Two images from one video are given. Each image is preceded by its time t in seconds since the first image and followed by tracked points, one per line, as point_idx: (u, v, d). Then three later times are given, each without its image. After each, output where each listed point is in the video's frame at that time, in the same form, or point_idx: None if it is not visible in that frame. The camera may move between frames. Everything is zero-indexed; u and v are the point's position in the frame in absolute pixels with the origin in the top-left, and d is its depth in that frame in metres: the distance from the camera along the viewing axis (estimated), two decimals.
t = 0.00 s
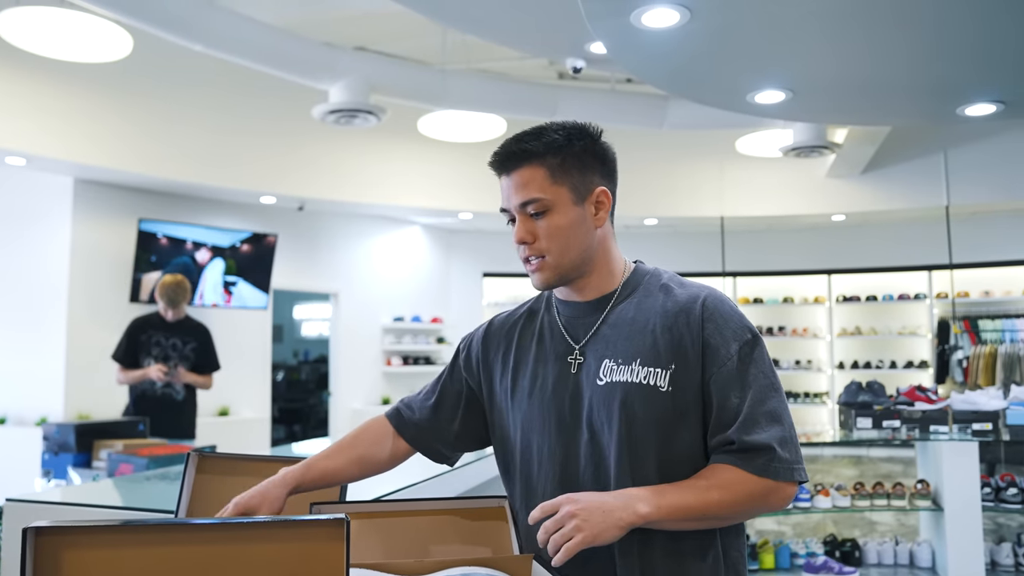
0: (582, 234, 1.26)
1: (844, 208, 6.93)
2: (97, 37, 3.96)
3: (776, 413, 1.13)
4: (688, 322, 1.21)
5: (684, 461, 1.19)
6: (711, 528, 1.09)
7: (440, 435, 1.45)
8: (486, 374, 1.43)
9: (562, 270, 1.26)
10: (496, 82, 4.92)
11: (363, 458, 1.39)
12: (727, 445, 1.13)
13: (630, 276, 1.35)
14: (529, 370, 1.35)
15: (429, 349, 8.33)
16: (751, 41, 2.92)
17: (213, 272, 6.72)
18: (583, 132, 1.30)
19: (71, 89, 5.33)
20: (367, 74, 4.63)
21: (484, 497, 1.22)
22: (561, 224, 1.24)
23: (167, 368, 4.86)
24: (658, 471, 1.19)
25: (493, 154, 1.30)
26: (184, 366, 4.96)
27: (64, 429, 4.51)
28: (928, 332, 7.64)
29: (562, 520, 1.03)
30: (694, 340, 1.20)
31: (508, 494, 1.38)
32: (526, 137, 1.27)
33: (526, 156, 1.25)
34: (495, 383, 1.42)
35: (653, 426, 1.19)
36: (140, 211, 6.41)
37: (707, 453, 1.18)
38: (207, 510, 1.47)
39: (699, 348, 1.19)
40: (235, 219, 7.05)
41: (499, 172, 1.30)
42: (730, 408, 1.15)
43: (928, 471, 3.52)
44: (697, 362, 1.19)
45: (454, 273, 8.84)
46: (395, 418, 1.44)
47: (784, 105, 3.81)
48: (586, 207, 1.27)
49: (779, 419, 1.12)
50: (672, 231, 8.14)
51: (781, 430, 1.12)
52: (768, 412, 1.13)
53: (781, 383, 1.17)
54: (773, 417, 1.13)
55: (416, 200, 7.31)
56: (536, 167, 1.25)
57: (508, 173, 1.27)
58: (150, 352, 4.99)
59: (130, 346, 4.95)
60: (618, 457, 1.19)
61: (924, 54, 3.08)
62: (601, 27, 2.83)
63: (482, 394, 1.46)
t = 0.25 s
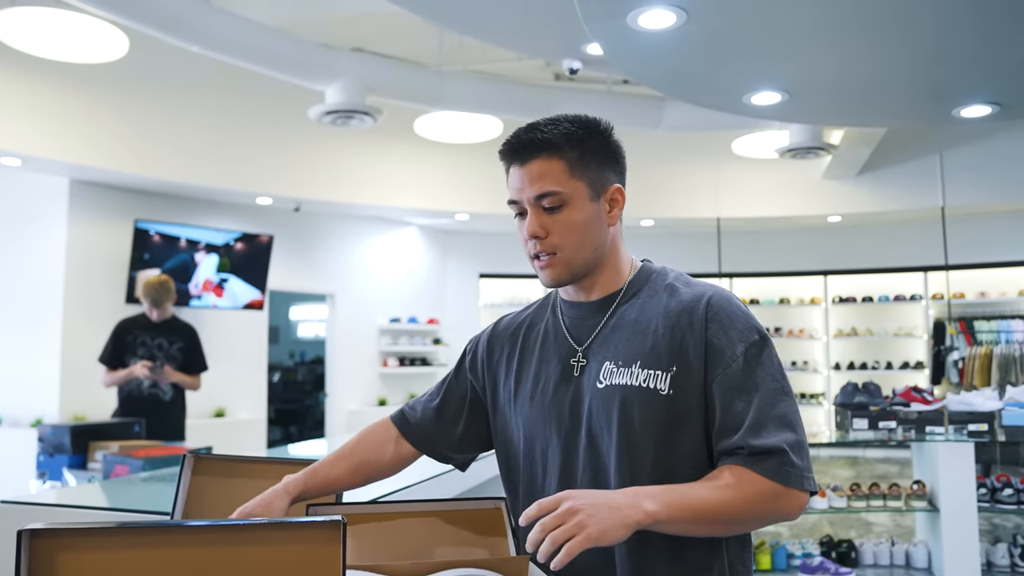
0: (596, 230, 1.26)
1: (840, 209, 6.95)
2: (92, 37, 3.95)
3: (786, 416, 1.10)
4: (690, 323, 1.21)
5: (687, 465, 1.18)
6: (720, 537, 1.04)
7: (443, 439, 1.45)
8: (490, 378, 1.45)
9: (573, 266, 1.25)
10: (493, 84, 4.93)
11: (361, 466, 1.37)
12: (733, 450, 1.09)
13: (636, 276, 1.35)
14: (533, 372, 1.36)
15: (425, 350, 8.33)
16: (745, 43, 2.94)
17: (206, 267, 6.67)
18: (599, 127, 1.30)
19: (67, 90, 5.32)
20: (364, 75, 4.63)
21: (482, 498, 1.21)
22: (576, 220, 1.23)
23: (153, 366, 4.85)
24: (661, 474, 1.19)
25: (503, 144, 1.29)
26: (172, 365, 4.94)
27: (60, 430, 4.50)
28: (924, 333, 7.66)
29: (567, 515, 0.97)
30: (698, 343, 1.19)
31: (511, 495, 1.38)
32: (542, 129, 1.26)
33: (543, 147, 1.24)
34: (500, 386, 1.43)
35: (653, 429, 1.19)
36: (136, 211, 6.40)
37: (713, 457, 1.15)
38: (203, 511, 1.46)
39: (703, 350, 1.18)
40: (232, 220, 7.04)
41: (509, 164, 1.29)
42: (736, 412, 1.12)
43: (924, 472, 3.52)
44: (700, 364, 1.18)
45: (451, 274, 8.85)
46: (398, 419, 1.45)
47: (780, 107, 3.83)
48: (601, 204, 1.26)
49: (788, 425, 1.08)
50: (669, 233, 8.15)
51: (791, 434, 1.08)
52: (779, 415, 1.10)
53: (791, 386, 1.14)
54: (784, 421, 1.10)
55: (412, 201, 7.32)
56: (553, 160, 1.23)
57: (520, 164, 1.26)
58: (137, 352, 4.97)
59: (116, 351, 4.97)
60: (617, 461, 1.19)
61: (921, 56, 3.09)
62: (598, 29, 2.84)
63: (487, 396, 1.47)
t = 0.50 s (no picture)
0: (623, 222, 1.21)
1: (835, 211, 6.96)
2: (87, 37, 3.93)
3: (770, 422, 1.01)
4: (693, 322, 1.15)
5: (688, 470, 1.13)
6: (663, 559, 0.92)
7: (467, 431, 1.47)
8: (513, 372, 1.46)
9: (597, 259, 1.22)
10: (489, 84, 4.93)
11: (381, 453, 1.39)
12: (705, 455, 1.01)
13: (663, 269, 1.31)
14: (549, 370, 1.36)
15: (420, 350, 8.32)
16: (742, 44, 2.94)
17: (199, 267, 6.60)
18: (633, 113, 1.23)
19: (61, 89, 5.30)
20: (360, 75, 4.62)
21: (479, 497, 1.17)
22: (603, 211, 1.18)
23: (133, 363, 4.91)
24: (664, 479, 1.15)
25: (528, 125, 1.23)
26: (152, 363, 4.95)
27: (54, 431, 4.48)
28: (918, 334, 7.67)
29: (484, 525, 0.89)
30: (696, 344, 1.12)
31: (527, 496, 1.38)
32: (571, 113, 1.20)
33: (571, 132, 1.18)
34: (521, 382, 1.44)
35: (652, 433, 1.16)
36: (131, 212, 6.37)
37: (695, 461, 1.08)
38: (196, 512, 1.46)
39: (700, 349, 1.12)
40: (226, 220, 7.03)
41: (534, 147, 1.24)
42: (718, 414, 1.05)
43: (919, 473, 3.53)
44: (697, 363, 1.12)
45: (446, 274, 8.85)
46: (424, 411, 1.46)
47: (776, 108, 3.83)
48: (632, 195, 1.21)
49: (767, 435, 0.99)
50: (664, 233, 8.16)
51: (771, 442, 0.99)
52: (761, 420, 1.01)
53: (791, 392, 1.04)
54: (766, 426, 1.00)
55: (407, 201, 7.31)
56: (582, 146, 1.18)
57: (545, 148, 1.21)
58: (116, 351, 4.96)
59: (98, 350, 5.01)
60: (613, 466, 1.18)
61: (916, 58, 3.10)
62: (594, 30, 2.84)
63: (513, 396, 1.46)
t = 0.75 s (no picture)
0: (646, 214, 1.05)
1: (826, 212, 6.99)
2: (78, 37, 3.92)
3: (678, 416, 0.85)
4: (670, 314, 1.00)
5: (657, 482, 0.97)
6: None
7: (516, 433, 1.41)
8: (544, 368, 1.36)
9: (616, 253, 1.06)
10: (481, 85, 4.93)
11: (442, 446, 1.38)
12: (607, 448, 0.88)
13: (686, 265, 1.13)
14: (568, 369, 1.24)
15: (413, 352, 8.32)
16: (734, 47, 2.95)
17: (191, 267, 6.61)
18: (662, 92, 1.07)
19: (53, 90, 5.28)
20: (352, 76, 4.61)
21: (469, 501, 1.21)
22: (625, 202, 1.03)
23: (110, 364, 4.95)
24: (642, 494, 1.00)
25: (548, 103, 1.08)
26: (129, 365, 4.92)
27: (45, 433, 4.46)
28: (909, 335, 7.71)
29: None
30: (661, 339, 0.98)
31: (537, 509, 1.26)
32: (593, 89, 1.05)
33: (591, 112, 1.03)
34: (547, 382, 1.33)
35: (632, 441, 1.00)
36: (122, 212, 6.35)
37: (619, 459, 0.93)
38: (186, 512, 1.46)
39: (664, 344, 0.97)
40: (219, 221, 7.01)
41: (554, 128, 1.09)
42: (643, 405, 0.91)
43: (909, 474, 3.55)
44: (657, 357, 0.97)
45: (439, 276, 8.86)
46: (481, 410, 1.44)
47: (768, 111, 3.85)
48: (656, 184, 1.05)
49: (664, 433, 0.83)
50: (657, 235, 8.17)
51: (667, 436, 0.83)
52: (669, 414, 0.85)
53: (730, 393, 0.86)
54: (671, 421, 0.85)
55: (400, 202, 7.31)
56: (603, 128, 1.02)
57: (564, 129, 1.05)
58: (94, 353, 5.01)
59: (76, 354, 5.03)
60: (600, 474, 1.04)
61: (906, 60, 3.12)
62: (587, 32, 2.85)
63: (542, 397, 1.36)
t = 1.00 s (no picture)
0: (659, 208, 0.91)
1: (825, 211, 6.98)
2: (75, 34, 3.91)
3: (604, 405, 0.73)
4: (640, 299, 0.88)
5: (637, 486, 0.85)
6: None
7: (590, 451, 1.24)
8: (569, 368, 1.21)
9: (621, 243, 0.91)
10: (478, 83, 4.92)
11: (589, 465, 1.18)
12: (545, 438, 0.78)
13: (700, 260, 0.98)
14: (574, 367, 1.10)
15: (410, 350, 8.33)
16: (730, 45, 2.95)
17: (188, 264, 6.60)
18: (689, 77, 0.93)
19: (50, 89, 5.28)
20: (349, 74, 4.61)
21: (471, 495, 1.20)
22: (639, 191, 0.88)
23: (95, 364, 4.92)
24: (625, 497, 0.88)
25: (570, 75, 0.91)
26: (115, 364, 4.86)
27: (42, 431, 4.46)
28: (906, 333, 7.71)
29: None
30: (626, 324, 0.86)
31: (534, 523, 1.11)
32: (617, 63, 0.91)
33: (613, 92, 0.88)
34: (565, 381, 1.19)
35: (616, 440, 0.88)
36: (120, 211, 6.35)
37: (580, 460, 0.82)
38: (186, 509, 1.46)
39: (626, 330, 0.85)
40: (216, 220, 7.00)
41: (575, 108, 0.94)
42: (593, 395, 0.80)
43: (907, 472, 3.56)
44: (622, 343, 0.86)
45: (437, 274, 8.86)
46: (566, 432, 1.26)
47: (765, 108, 3.85)
48: (672, 176, 0.91)
49: (578, 421, 0.72)
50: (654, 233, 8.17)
51: (588, 425, 0.72)
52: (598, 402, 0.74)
53: (676, 386, 0.73)
54: (597, 411, 0.73)
55: (398, 201, 7.31)
56: (625, 112, 0.88)
57: (582, 107, 0.90)
58: (81, 352, 4.95)
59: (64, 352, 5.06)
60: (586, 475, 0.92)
61: (902, 58, 3.11)
62: (583, 29, 2.84)
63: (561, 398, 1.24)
